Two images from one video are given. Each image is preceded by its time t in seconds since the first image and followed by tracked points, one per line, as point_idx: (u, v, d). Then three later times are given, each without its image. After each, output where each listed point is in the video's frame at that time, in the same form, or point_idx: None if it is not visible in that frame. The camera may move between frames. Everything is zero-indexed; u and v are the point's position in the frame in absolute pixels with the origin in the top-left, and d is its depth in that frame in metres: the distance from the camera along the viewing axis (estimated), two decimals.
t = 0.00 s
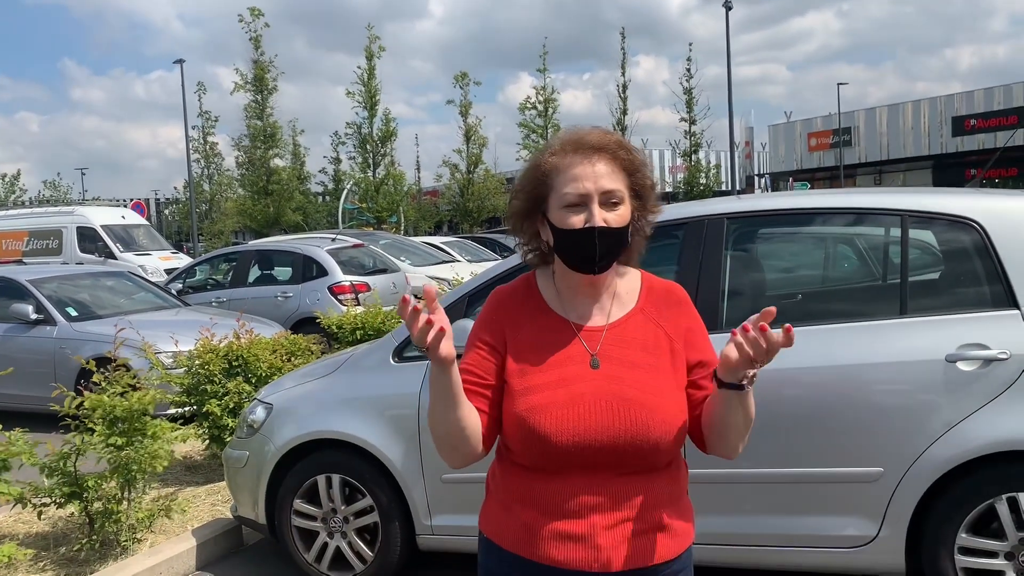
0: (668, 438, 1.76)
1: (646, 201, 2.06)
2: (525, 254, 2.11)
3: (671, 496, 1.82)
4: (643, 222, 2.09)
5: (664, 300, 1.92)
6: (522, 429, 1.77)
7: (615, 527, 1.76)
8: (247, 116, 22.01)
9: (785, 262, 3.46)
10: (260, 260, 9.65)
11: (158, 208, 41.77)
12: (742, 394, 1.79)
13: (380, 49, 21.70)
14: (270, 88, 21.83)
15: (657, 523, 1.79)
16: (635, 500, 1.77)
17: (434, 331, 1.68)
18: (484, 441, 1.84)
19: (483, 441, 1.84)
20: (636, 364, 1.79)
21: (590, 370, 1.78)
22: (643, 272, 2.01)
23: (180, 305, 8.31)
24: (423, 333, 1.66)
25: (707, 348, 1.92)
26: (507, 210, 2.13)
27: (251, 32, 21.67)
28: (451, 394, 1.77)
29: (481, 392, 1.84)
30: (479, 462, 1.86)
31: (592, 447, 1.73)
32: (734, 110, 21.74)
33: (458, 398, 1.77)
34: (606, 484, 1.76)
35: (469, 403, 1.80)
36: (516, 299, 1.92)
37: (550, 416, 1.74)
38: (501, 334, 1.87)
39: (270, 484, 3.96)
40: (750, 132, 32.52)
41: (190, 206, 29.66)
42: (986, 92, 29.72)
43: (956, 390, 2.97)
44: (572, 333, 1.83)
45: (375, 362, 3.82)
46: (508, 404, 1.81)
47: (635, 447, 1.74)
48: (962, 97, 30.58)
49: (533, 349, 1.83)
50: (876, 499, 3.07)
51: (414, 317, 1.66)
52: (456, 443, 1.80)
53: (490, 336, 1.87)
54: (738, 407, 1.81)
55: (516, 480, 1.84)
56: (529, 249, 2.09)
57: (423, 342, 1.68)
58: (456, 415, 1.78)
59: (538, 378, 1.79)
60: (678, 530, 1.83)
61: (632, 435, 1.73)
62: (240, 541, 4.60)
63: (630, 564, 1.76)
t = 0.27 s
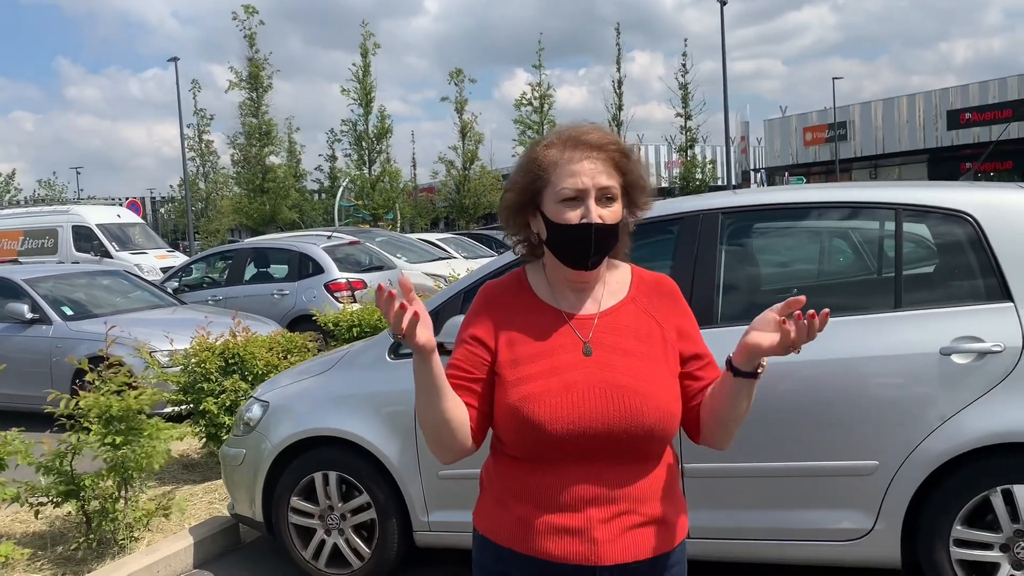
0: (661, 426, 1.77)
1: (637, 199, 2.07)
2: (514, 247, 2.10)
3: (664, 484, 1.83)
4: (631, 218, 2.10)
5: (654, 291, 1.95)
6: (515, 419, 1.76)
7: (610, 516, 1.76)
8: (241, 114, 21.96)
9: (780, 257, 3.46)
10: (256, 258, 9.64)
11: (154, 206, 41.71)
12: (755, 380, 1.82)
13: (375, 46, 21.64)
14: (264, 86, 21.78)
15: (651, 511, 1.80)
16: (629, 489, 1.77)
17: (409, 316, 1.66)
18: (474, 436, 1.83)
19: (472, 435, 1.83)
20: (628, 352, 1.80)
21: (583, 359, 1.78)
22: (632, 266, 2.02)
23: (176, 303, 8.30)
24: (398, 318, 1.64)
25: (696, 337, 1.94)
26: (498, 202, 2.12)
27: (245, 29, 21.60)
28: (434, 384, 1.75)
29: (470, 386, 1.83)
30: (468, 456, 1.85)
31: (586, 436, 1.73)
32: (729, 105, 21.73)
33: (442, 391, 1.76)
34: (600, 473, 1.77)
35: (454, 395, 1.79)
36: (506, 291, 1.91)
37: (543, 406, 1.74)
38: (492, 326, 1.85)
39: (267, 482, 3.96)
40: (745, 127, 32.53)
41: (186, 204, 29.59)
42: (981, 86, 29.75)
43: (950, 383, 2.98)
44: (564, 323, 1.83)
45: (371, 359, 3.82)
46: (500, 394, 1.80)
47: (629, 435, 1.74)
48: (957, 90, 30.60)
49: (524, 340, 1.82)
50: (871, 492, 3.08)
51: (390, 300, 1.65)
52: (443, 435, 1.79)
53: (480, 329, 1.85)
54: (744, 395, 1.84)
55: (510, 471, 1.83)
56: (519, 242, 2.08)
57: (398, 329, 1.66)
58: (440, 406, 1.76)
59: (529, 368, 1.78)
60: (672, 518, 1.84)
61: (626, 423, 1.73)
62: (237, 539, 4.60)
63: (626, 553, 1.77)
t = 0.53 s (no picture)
0: (660, 418, 1.77)
1: (636, 187, 2.06)
2: (514, 241, 2.10)
3: (662, 476, 1.83)
4: (630, 207, 2.09)
5: (653, 282, 1.95)
6: (514, 411, 1.76)
7: (608, 509, 1.76)
8: (241, 108, 21.91)
9: (780, 250, 3.46)
10: (256, 251, 9.64)
11: (153, 200, 41.68)
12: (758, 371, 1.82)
13: (375, 39, 21.58)
14: (264, 79, 21.73)
15: (649, 504, 1.80)
16: (627, 481, 1.77)
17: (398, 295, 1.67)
18: (470, 426, 1.83)
19: (468, 427, 1.83)
20: (627, 344, 1.79)
21: (582, 350, 1.78)
22: (630, 256, 2.02)
23: (176, 296, 8.29)
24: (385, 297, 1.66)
25: (695, 330, 1.94)
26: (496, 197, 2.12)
27: (245, 22, 21.54)
28: (424, 375, 1.74)
29: (468, 377, 1.83)
30: (464, 447, 1.85)
31: (584, 428, 1.73)
32: (730, 98, 21.68)
33: (433, 382, 1.76)
34: (598, 465, 1.77)
35: (445, 386, 1.78)
36: (504, 282, 1.91)
37: (542, 397, 1.73)
38: (490, 317, 1.85)
39: (267, 474, 3.97)
40: (745, 121, 32.47)
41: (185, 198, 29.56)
42: (982, 79, 29.68)
43: (951, 376, 2.98)
44: (563, 314, 1.83)
45: (371, 352, 3.81)
46: (498, 385, 1.79)
47: (628, 427, 1.74)
48: (958, 84, 30.52)
49: (523, 331, 1.82)
50: (871, 485, 3.08)
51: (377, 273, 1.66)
52: (437, 426, 1.78)
53: (477, 320, 1.84)
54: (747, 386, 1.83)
55: (508, 463, 1.83)
56: (517, 235, 2.08)
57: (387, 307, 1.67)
58: (432, 398, 1.76)
59: (528, 359, 1.78)
60: (669, 511, 1.84)
61: (624, 415, 1.73)
62: (238, 531, 4.61)
63: (623, 545, 1.77)
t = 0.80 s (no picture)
0: (660, 413, 1.76)
1: (641, 177, 2.04)
2: (519, 232, 2.11)
3: (662, 470, 1.82)
4: (637, 198, 2.08)
5: (658, 275, 1.93)
6: (513, 403, 1.76)
7: (607, 502, 1.76)
8: (244, 97, 21.88)
9: (784, 242, 3.45)
10: (259, 240, 9.64)
11: (156, 189, 41.68)
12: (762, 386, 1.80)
13: (378, 28, 21.51)
14: (267, 68, 21.68)
15: (648, 499, 1.80)
16: (626, 474, 1.77)
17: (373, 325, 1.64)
18: (472, 418, 1.84)
19: (470, 419, 1.84)
20: (629, 338, 1.79)
21: (583, 343, 1.78)
22: (636, 248, 2.01)
23: (179, 285, 8.30)
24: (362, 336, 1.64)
25: (698, 325, 1.93)
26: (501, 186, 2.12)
27: (248, 10, 21.47)
28: (421, 384, 1.73)
29: (469, 369, 1.84)
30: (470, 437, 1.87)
31: (584, 422, 1.73)
32: (734, 90, 21.60)
33: (434, 384, 1.75)
34: (597, 458, 1.77)
35: (446, 387, 1.78)
36: (507, 274, 1.91)
37: (541, 390, 1.74)
38: (492, 309, 1.85)
39: (270, 463, 3.98)
40: (749, 113, 32.37)
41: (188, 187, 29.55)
42: (988, 72, 29.53)
43: (953, 369, 2.97)
44: (565, 307, 1.83)
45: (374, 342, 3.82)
46: (498, 377, 1.80)
47: (627, 421, 1.74)
48: (964, 77, 30.38)
49: (524, 323, 1.81)
50: (872, 477, 3.08)
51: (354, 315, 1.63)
52: (439, 427, 1.80)
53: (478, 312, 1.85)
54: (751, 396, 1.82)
55: (507, 454, 1.83)
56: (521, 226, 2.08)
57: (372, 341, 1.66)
58: (434, 402, 1.76)
59: (529, 352, 1.78)
60: (668, 506, 1.84)
61: (623, 409, 1.73)
62: (240, 519, 4.62)
63: (621, 538, 1.77)
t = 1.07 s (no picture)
0: (660, 408, 1.76)
1: (645, 170, 2.04)
2: (521, 223, 2.10)
3: (661, 466, 1.82)
4: (640, 190, 2.08)
5: (661, 269, 1.93)
6: (513, 396, 1.76)
7: (604, 496, 1.76)
8: (248, 88, 21.87)
9: (787, 235, 3.45)
10: (262, 232, 9.64)
11: (159, 180, 41.71)
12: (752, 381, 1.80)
13: (381, 20, 21.45)
14: (271, 59, 21.65)
15: (646, 494, 1.80)
16: (624, 469, 1.77)
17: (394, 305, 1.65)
18: (476, 408, 1.84)
19: (474, 410, 1.84)
20: (630, 332, 1.79)
21: (583, 337, 1.78)
22: (638, 240, 2.01)
23: (182, 276, 8.30)
24: (380, 320, 1.65)
25: (702, 320, 1.91)
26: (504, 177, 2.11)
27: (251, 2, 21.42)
28: (431, 370, 1.75)
29: (471, 361, 1.84)
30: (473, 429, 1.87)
31: (582, 416, 1.73)
32: (738, 84, 21.52)
33: (443, 372, 1.76)
34: (595, 453, 1.77)
35: (454, 375, 1.79)
36: (509, 266, 1.90)
37: (541, 383, 1.74)
38: (493, 300, 1.85)
39: (272, 453, 3.99)
40: (753, 107, 32.28)
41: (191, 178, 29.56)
42: (993, 67, 29.39)
43: (956, 363, 2.97)
44: (567, 300, 1.82)
45: (376, 333, 3.82)
46: (499, 369, 1.80)
47: (626, 416, 1.74)
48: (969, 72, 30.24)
49: (525, 316, 1.81)
50: (874, 471, 3.08)
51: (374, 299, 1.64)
52: (446, 417, 1.80)
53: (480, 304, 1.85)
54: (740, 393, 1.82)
55: (507, 447, 1.83)
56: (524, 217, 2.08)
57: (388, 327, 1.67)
58: (442, 391, 1.77)
59: (529, 345, 1.78)
60: (667, 501, 1.84)
61: (622, 404, 1.73)
62: (242, 510, 4.64)
63: (619, 532, 1.77)
